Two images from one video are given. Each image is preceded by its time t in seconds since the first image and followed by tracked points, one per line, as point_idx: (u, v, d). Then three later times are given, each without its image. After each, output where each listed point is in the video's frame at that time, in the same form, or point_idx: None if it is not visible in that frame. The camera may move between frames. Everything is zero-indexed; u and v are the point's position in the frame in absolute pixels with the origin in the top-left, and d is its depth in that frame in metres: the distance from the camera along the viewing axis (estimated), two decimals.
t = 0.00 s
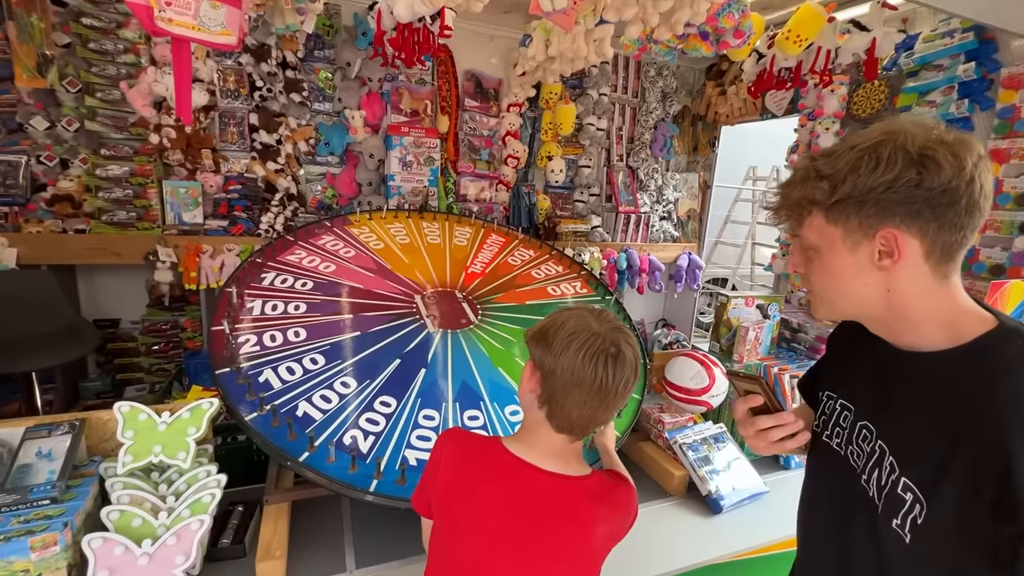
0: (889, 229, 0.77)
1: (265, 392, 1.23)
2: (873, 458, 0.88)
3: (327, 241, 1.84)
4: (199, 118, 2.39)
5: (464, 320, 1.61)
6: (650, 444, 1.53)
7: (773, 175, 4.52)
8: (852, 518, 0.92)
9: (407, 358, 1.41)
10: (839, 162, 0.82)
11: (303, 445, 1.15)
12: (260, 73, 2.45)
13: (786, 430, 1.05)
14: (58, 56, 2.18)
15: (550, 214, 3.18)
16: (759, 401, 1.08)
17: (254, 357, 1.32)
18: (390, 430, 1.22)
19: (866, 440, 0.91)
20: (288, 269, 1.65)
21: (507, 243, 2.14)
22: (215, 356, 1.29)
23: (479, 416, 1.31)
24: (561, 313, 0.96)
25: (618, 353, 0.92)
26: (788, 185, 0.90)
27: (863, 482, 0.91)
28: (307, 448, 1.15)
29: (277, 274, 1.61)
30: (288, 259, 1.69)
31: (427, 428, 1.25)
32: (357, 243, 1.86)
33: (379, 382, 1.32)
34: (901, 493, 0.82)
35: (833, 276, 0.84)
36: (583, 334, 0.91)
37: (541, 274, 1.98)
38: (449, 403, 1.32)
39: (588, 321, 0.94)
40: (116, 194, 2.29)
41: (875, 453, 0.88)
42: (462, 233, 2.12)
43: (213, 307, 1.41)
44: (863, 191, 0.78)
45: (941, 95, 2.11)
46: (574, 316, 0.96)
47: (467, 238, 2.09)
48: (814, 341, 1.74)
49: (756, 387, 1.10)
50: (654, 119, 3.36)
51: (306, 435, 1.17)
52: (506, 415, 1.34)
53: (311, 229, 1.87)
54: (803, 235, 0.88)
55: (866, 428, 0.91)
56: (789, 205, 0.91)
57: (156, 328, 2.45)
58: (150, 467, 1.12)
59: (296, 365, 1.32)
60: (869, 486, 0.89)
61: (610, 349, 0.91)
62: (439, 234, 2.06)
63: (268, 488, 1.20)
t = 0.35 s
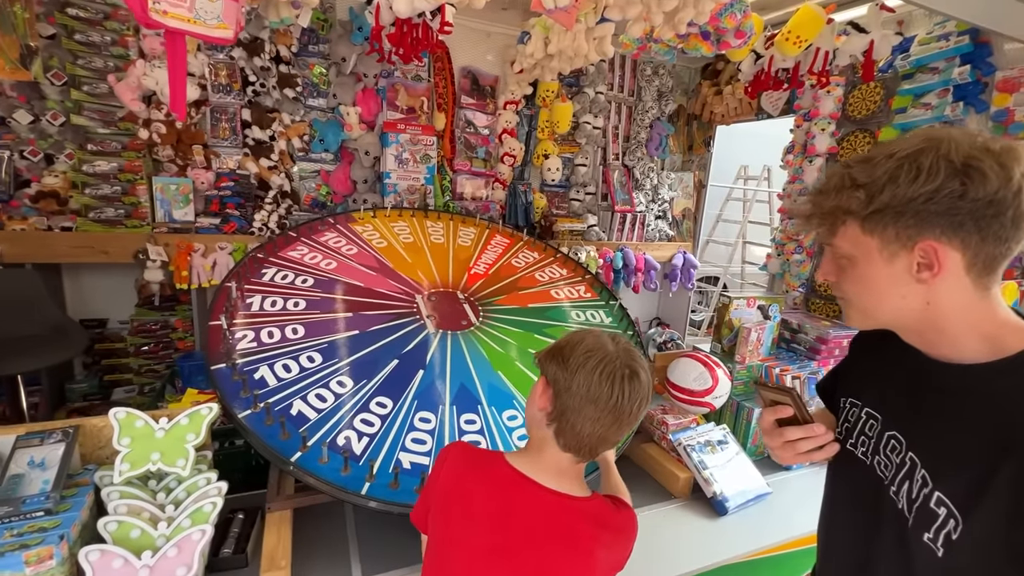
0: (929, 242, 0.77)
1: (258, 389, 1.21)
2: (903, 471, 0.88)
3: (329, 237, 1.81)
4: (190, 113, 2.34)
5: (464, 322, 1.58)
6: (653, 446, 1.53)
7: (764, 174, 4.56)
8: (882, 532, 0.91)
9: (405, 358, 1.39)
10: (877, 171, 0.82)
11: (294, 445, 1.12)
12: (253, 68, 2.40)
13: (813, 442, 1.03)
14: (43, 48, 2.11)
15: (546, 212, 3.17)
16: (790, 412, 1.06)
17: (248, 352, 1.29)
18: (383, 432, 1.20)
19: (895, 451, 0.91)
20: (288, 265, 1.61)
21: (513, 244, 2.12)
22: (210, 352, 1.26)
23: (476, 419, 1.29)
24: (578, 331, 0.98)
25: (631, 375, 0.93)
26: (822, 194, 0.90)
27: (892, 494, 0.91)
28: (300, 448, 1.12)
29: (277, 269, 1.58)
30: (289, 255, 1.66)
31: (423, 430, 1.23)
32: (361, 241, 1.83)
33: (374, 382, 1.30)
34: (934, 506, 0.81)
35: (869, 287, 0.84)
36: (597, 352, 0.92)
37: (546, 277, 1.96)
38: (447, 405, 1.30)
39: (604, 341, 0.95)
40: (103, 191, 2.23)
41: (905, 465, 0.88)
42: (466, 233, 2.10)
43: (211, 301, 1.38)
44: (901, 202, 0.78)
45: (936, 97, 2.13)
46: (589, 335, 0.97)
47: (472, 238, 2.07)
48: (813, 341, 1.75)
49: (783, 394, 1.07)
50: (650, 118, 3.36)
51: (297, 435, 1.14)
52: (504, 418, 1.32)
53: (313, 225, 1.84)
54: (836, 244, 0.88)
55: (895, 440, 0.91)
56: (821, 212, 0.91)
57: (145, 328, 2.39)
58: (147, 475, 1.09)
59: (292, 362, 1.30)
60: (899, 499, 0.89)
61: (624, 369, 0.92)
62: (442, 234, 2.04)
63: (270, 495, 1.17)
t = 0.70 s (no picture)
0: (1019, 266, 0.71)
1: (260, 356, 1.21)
2: (976, 498, 0.81)
3: (378, 233, 1.84)
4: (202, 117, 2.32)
5: (474, 329, 1.49)
6: (673, 451, 1.54)
7: (768, 178, 4.57)
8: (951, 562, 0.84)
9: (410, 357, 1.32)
10: (960, 187, 0.75)
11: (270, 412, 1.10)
12: (265, 72, 2.39)
13: (883, 468, 0.94)
14: (56, 52, 2.10)
15: (555, 216, 3.17)
16: (857, 437, 0.98)
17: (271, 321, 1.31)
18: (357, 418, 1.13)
19: (969, 477, 0.84)
20: (332, 247, 1.66)
21: (559, 261, 2.06)
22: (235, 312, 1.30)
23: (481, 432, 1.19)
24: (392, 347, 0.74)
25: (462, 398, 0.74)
26: (893, 210, 0.85)
27: (962, 521, 0.84)
28: (278, 415, 1.10)
29: (315, 252, 1.61)
30: (335, 237, 1.72)
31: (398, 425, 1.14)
32: (407, 242, 1.83)
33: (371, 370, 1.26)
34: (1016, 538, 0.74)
35: (947, 310, 0.79)
36: (423, 373, 0.70)
37: (588, 296, 1.89)
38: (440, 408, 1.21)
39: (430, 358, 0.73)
40: (115, 196, 2.22)
41: (979, 492, 0.81)
42: (510, 248, 2.04)
43: (253, 271, 1.42)
44: (989, 223, 0.71)
45: (947, 103, 2.14)
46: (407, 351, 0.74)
47: (514, 252, 2.02)
48: (831, 346, 1.75)
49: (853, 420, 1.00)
50: (657, 122, 3.36)
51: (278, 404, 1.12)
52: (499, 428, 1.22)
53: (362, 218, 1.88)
54: (908, 264, 0.83)
55: (967, 465, 0.84)
56: (893, 229, 0.85)
57: (156, 333, 2.38)
58: (175, 485, 1.09)
59: (301, 337, 1.29)
60: (971, 527, 0.82)
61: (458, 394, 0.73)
62: (487, 241, 2.02)
63: (298, 504, 1.16)
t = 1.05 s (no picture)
0: None
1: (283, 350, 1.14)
2: None
3: (472, 242, 1.88)
4: (229, 126, 2.35)
5: (489, 335, 1.37)
6: (705, 461, 1.52)
7: (785, 183, 4.53)
8: None
9: (436, 360, 1.24)
10: None
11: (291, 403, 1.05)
12: (291, 81, 2.42)
13: (978, 505, 0.92)
14: (89, 62, 2.15)
15: (574, 223, 3.15)
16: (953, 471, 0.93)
17: (297, 313, 1.25)
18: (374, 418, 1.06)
19: None
20: (363, 250, 1.60)
21: (596, 272, 1.91)
22: (261, 311, 1.23)
23: (501, 441, 1.10)
24: (332, 370, 0.60)
25: (371, 472, 0.56)
26: (1002, 223, 0.88)
27: None
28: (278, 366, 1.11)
29: (346, 254, 1.55)
30: (369, 240, 1.67)
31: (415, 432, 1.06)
32: (438, 247, 1.74)
33: (389, 371, 1.17)
34: None
35: None
36: (324, 422, 0.54)
37: (623, 309, 1.73)
38: (457, 413, 1.13)
39: (347, 405, 0.56)
40: (144, 203, 2.25)
41: None
42: (539, 261, 1.86)
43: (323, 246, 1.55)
44: None
45: (979, 108, 2.11)
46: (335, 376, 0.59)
47: (548, 263, 1.88)
48: (863, 356, 1.72)
49: (945, 449, 0.94)
50: (676, 128, 3.35)
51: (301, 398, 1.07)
52: (517, 435, 1.13)
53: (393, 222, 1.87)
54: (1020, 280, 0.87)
55: None
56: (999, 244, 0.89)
57: (181, 339, 2.40)
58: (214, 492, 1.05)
59: (334, 336, 1.21)
60: None
61: (352, 473, 0.55)
62: (520, 247, 1.92)
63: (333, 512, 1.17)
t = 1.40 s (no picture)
0: None
1: (303, 326, 1.23)
2: None
3: (522, 256, 1.90)
4: (252, 135, 2.39)
5: (494, 334, 1.38)
6: (729, 477, 1.49)
7: (804, 193, 4.48)
8: None
9: (445, 368, 1.22)
10: None
11: (297, 372, 1.11)
12: (313, 91, 2.46)
13: None
14: (120, 74, 2.20)
15: (591, 232, 3.15)
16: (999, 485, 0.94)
17: (331, 298, 1.34)
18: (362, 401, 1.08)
19: None
20: (410, 247, 1.73)
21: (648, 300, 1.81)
22: (303, 287, 1.37)
23: (485, 454, 1.04)
24: (650, 426, 0.49)
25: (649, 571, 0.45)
26: None
27: None
28: (298, 336, 1.20)
29: (392, 250, 1.68)
30: (420, 239, 1.81)
31: (391, 430, 1.05)
32: (484, 257, 1.80)
33: (391, 363, 1.20)
34: None
35: None
36: (631, 475, 0.43)
37: (660, 341, 1.60)
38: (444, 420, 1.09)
39: (666, 472, 0.45)
40: (169, 211, 2.29)
41: None
42: (584, 279, 1.83)
43: (369, 242, 1.68)
44: None
45: (1009, 118, 2.04)
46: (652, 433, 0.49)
47: (591, 283, 1.82)
48: (892, 371, 1.67)
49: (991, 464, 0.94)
50: (694, 138, 3.34)
51: (307, 369, 1.12)
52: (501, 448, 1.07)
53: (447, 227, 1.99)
54: None
55: None
56: None
57: (202, 345, 2.43)
58: (238, 500, 1.09)
59: (355, 321, 1.29)
60: None
61: (649, 545, 0.43)
62: (569, 267, 1.90)
63: (355, 523, 1.16)
